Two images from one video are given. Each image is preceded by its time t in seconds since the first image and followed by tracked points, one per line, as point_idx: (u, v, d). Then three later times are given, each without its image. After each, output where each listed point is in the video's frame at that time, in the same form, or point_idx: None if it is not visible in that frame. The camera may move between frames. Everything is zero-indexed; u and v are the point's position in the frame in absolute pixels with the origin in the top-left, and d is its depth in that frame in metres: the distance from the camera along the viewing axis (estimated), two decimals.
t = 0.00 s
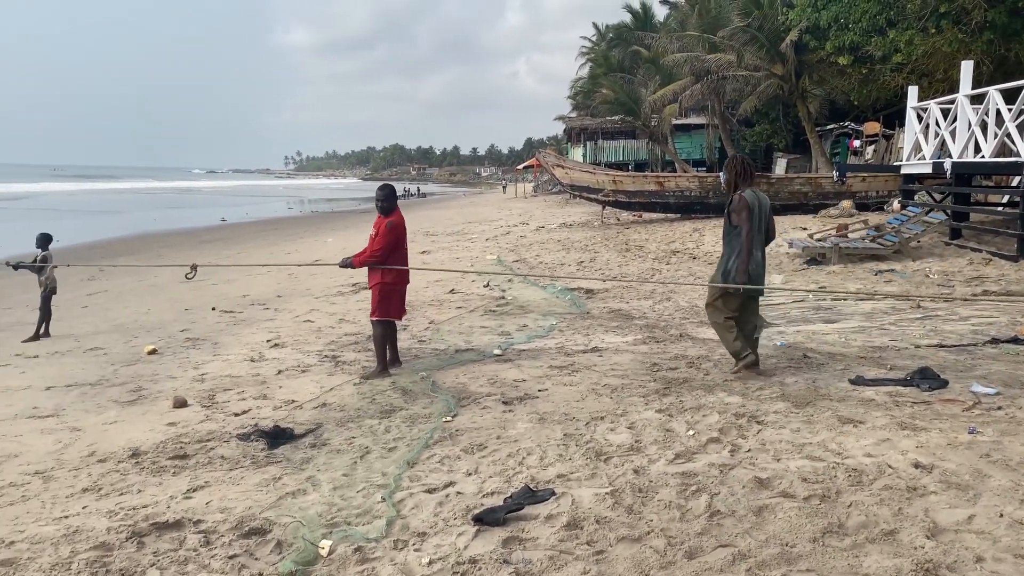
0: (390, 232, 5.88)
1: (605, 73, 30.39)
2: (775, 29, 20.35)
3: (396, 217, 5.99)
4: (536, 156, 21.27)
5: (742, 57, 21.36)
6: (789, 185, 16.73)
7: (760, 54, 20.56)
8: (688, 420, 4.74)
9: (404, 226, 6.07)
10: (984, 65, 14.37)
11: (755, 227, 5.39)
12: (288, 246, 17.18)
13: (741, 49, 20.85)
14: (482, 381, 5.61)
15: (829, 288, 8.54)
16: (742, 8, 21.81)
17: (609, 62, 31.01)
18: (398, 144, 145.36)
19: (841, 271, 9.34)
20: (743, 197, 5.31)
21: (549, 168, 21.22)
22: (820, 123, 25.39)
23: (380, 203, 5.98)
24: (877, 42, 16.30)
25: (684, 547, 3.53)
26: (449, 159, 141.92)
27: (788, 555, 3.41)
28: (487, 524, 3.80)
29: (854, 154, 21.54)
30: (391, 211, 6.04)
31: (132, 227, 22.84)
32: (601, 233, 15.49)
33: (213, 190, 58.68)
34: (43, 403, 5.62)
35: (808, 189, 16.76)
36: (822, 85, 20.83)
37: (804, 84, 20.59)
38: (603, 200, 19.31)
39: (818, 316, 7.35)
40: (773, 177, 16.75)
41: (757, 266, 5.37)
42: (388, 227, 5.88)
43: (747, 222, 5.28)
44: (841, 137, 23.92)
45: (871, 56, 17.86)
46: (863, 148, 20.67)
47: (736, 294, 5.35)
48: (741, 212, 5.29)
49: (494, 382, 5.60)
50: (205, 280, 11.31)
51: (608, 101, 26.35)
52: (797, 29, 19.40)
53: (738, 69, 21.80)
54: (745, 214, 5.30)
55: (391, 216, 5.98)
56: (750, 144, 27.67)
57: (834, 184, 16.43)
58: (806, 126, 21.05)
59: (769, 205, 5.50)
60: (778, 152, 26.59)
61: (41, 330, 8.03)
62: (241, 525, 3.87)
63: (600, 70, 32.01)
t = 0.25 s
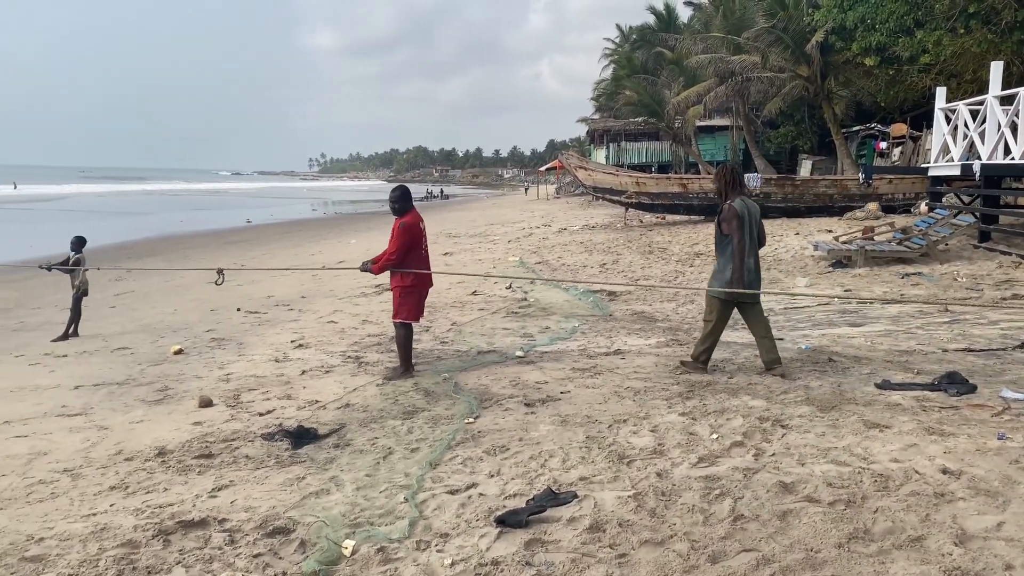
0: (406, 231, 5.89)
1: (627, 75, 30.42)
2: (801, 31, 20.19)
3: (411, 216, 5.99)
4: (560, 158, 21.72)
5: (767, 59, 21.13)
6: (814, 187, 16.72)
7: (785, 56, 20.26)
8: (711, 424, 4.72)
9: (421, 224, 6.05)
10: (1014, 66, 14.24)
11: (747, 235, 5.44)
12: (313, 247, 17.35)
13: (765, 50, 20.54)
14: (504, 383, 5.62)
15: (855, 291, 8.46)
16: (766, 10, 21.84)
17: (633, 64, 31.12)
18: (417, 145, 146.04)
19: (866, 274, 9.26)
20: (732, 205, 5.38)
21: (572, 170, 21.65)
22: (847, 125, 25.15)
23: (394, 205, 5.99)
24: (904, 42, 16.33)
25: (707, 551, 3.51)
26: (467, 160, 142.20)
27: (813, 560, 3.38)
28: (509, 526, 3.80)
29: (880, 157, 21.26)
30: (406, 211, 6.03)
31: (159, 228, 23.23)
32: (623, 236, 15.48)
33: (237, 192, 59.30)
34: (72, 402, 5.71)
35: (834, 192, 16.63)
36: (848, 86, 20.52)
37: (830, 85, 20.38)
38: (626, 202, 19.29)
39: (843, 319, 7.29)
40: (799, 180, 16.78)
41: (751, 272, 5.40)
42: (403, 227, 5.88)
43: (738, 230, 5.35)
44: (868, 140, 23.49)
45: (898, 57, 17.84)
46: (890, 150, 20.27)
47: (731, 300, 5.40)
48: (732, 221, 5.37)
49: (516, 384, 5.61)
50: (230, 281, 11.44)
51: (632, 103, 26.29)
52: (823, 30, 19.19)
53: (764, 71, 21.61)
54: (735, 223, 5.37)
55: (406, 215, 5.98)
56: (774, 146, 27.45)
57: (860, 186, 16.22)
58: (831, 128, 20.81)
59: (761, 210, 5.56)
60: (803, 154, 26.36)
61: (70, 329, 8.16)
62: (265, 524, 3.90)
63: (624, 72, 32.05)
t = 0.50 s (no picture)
0: (425, 231, 5.91)
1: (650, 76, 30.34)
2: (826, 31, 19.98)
3: (431, 216, 5.99)
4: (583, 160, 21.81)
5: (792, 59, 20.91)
6: (840, 189, 16.61)
7: (811, 57, 20.16)
8: (735, 427, 4.69)
9: (441, 224, 6.06)
10: None
11: (732, 236, 5.56)
12: (336, 248, 17.48)
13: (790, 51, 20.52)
14: (527, 384, 5.63)
15: (881, 294, 8.38)
16: (792, 10, 21.53)
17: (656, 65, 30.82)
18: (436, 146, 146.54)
19: (893, 276, 9.17)
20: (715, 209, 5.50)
21: (595, 171, 21.76)
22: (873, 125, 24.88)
23: (414, 204, 6.01)
24: (933, 42, 16.30)
25: (731, 555, 3.49)
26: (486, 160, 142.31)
27: (838, 565, 3.34)
28: (532, 528, 3.81)
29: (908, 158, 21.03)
30: (425, 210, 6.05)
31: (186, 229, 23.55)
32: (645, 237, 15.45)
33: (260, 193, 59.83)
34: (100, 400, 5.80)
35: (860, 194, 16.49)
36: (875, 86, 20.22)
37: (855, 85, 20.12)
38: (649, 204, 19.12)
39: (870, 322, 7.22)
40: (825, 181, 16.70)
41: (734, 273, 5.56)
42: (422, 227, 5.90)
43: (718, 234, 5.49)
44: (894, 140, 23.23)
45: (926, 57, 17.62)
46: (917, 151, 20.13)
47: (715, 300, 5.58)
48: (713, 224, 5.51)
49: (539, 385, 5.62)
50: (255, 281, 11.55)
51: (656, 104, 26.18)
52: (849, 30, 18.94)
53: (789, 71, 21.42)
54: (718, 226, 5.51)
55: (425, 215, 5.99)
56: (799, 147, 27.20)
57: (887, 187, 16.07)
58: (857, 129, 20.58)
59: (749, 211, 5.64)
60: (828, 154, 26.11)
61: (99, 328, 8.29)
62: (289, 523, 3.94)
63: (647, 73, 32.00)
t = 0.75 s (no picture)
0: (445, 232, 5.93)
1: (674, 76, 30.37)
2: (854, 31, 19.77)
3: (452, 215, 6.02)
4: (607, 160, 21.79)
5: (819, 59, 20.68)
6: (867, 189, 16.46)
7: (838, 57, 19.91)
8: (761, 430, 4.67)
9: (462, 224, 6.08)
10: None
11: (728, 241, 5.59)
12: (361, 249, 17.60)
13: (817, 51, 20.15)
14: (550, 385, 5.64)
15: (909, 296, 8.28)
16: (818, 9, 20.98)
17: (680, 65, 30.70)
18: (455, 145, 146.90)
19: (921, 278, 9.07)
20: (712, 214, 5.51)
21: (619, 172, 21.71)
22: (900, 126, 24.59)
23: (437, 205, 6.05)
24: (964, 41, 16.28)
25: (757, 558, 3.47)
26: (504, 160, 142.38)
27: (866, 569, 3.32)
28: (557, 529, 3.81)
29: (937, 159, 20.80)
30: (448, 210, 6.08)
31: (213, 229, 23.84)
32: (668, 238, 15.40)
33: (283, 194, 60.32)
34: (129, 399, 5.88)
35: (888, 195, 16.33)
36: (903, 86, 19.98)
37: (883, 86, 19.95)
38: (673, 205, 19.15)
39: (898, 324, 7.15)
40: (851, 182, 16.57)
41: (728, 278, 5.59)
42: (442, 228, 5.93)
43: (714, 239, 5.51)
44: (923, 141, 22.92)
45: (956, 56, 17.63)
46: (947, 152, 19.97)
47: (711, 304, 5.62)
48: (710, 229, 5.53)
49: (563, 387, 5.62)
50: (280, 282, 11.66)
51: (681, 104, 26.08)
52: (877, 29, 18.76)
53: (816, 71, 21.22)
54: (714, 231, 5.52)
55: (447, 215, 6.02)
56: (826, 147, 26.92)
57: (916, 188, 15.89)
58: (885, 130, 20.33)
59: (745, 217, 5.65)
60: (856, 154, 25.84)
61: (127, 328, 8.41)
62: (315, 522, 3.97)
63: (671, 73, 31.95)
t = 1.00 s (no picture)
0: (467, 233, 5.93)
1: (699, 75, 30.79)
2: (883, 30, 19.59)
3: (476, 215, 6.02)
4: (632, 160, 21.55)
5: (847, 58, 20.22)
6: (897, 190, 16.35)
7: (866, 56, 19.28)
8: (789, 432, 4.64)
9: (485, 224, 6.07)
10: None
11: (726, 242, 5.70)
12: (386, 250, 17.71)
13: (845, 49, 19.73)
14: (576, 387, 5.64)
15: (940, 298, 8.19)
16: (847, 7, 20.79)
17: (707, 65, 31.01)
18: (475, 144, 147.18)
19: (952, 280, 8.97)
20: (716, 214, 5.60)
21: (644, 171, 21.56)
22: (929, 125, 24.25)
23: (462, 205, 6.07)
24: (995, 39, 16.13)
25: (785, 561, 3.44)
26: (522, 158, 142.26)
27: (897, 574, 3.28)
28: (582, 531, 3.81)
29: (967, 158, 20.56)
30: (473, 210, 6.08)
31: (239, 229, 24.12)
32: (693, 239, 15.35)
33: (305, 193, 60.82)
34: (158, 397, 5.96)
35: (917, 195, 16.18)
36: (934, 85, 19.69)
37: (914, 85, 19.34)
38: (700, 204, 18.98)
39: (929, 327, 7.07)
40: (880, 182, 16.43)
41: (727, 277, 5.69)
42: (465, 228, 5.93)
43: (719, 238, 5.59)
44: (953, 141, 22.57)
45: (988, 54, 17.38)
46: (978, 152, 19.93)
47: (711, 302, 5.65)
48: (714, 228, 5.60)
49: (588, 388, 5.62)
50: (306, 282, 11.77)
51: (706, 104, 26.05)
52: (907, 28, 18.48)
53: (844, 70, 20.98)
54: (717, 231, 5.60)
55: (470, 215, 6.03)
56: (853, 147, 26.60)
57: (946, 188, 15.91)
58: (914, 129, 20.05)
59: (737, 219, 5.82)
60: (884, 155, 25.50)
61: (156, 327, 8.51)
62: (342, 521, 4.00)
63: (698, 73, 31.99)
